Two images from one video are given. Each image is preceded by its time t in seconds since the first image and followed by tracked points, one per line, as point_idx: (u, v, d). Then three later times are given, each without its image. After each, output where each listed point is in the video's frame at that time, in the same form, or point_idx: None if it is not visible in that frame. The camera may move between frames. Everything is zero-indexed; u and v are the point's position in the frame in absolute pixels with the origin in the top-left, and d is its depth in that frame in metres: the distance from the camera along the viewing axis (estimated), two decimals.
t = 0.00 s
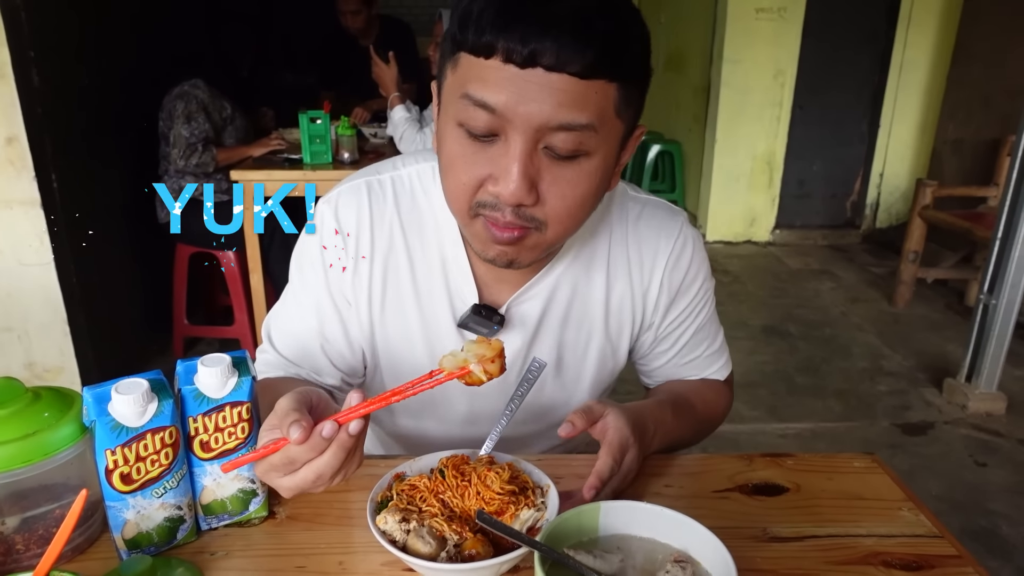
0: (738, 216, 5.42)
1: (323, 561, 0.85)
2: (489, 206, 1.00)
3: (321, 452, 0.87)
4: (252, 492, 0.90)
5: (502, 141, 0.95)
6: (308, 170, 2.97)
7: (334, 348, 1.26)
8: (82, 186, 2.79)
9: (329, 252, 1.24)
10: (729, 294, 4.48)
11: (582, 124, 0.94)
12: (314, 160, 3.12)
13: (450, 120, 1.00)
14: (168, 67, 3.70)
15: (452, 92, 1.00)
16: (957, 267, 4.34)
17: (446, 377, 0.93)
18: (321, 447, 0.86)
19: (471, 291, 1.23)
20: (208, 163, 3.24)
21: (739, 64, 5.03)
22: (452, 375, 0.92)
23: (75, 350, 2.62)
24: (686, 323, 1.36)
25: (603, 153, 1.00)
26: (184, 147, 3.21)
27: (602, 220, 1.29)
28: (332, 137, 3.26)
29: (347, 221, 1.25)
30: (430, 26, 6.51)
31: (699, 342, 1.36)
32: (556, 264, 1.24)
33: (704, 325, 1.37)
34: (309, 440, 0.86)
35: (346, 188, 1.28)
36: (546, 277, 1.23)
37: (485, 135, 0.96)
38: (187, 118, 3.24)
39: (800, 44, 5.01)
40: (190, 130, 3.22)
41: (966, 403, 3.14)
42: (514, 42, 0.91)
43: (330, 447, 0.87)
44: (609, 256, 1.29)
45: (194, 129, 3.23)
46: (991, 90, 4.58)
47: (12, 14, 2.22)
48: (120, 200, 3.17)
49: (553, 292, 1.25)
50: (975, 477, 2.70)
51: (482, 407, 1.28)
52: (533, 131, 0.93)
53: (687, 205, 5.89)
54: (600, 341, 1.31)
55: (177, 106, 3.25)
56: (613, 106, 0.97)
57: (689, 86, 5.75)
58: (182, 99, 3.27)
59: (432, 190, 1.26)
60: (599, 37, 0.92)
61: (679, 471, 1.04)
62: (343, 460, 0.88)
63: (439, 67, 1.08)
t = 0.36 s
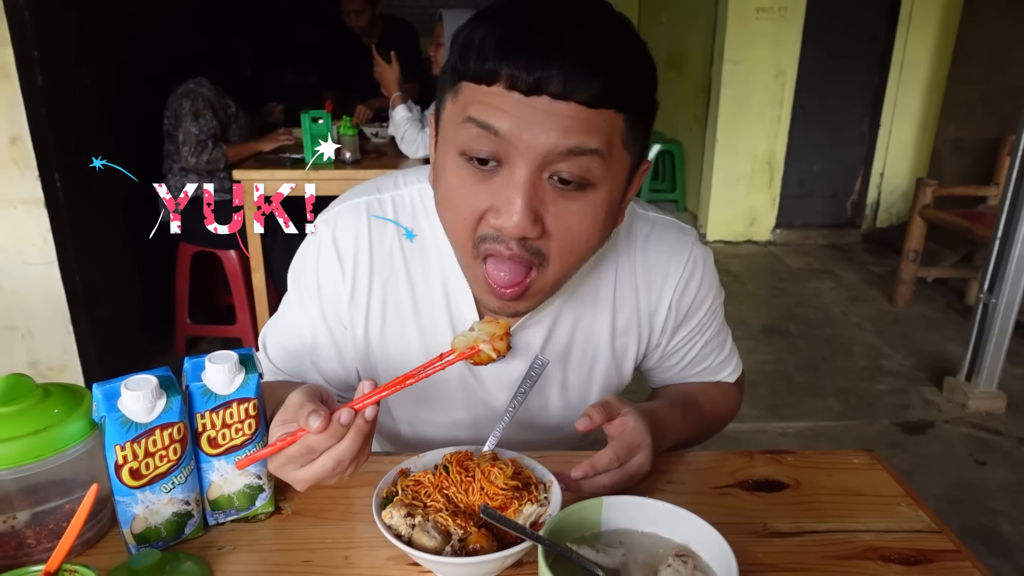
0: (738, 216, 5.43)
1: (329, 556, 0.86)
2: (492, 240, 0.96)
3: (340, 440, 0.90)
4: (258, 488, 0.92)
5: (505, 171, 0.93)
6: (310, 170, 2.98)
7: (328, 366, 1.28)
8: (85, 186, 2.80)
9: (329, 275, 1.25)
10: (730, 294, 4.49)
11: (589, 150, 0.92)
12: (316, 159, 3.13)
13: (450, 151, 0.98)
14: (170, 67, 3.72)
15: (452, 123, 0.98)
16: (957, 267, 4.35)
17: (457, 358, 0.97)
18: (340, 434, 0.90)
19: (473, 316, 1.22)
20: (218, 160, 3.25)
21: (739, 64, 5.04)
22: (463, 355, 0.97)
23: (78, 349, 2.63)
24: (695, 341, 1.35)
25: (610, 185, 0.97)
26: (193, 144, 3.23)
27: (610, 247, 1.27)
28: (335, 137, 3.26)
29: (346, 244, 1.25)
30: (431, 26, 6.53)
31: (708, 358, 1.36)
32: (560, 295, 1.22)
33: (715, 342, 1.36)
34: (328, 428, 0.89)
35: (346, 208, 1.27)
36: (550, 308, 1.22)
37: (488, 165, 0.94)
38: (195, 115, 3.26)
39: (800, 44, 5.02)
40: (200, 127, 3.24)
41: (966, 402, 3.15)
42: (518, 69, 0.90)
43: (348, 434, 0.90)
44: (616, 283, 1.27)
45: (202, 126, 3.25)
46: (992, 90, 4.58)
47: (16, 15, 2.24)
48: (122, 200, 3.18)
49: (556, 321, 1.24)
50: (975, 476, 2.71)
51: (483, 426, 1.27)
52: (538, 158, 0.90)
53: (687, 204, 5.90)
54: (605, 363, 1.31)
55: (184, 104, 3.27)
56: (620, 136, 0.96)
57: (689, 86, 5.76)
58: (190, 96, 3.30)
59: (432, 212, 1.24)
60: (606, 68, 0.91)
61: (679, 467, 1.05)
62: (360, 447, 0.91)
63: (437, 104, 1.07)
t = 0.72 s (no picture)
0: (739, 216, 5.44)
1: (336, 552, 0.87)
2: (490, 286, 0.98)
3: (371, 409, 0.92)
4: (266, 486, 0.93)
5: (505, 221, 0.93)
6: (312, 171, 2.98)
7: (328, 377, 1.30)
8: (88, 187, 2.81)
9: (332, 292, 1.25)
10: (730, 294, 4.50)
11: (592, 201, 0.92)
12: (318, 160, 3.14)
13: (448, 197, 0.98)
14: (172, 67, 3.72)
15: (450, 169, 0.98)
16: (957, 267, 4.36)
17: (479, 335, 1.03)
18: (370, 404, 0.92)
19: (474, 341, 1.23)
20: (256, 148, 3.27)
21: (739, 64, 5.05)
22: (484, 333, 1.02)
23: (81, 349, 2.64)
24: (704, 358, 1.36)
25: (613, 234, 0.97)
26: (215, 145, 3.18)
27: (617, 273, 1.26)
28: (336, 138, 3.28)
29: (348, 265, 1.24)
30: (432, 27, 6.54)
31: (716, 375, 1.37)
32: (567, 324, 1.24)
33: (724, 360, 1.36)
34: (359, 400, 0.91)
35: (349, 226, 1.25)
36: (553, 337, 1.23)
37: (487, 215, 0.94)
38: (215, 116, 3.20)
39: (800, 45, 5.03)
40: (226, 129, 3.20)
41: (966, 402, 3.16)
42: (517, 121, 0.89)
43: (378, 404, 0.92)
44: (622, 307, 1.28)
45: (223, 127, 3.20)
46: (992, 91, 4.60)
47: (20, 15, 2.24)
48: (125, 200, 3.19)
49: (561, 350, 1.25)
50: (975, 475, 2.72)
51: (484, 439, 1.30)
52: (537, 211, 0.90)
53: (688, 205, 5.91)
54: (613, 384, 1.32)
55: (200, 103, 3.20)
56: (624, 186, 0.95)
57: (690, 87, 5.76)
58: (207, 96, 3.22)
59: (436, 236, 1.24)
60: (610, 119, 0.91)
61: (682, 465, 1.07)
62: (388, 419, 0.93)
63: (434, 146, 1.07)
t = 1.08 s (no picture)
0: (739, 216, 5.44)
1: (337, 549, 0.88)
2: (477, 301, 0.98)
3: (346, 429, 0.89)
4: (268, 482, 0.93)
5: (488, 240, 0.93)
6: (313, 170, 2.99)
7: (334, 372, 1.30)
8: (89, 186, 2.81)
9: (337, 285, 1.25)
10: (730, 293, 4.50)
11: (575, 225, 0.91)
12: (318, 159, 3.14)
13: (440, 211, 0.99)
14: (173, 66, 3.72)
15: (441, 183, 0.98)
16: (957, 266, 4.36)
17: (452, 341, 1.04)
18: (344, 425, 0.89)
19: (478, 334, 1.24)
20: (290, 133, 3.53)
21: (739, 64, 5.05)
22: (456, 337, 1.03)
23: (82, 348, 2.65)
24: (704, 357, 1.36)
25: (599, 253, 0.96)
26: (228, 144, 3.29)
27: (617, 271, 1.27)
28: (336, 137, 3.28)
29: (353, 258, 1.24)
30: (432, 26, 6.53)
31: (716, 374, 1.37)
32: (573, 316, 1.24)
33: (724, 358, 1.37)
34: (331, 422, 0.88)
35: (355, 219, 1.25)
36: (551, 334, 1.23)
37: (473, 232, 0.95)
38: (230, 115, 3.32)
39: (800, 44, 5.03)
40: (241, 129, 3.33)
41: (966, 401, 3.17)
42: (496, 148, 0.88)
43: (353, 423, 0.89)
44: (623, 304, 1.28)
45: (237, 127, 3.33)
46: (992, 90, 4.60)
47: (20, 14, 2.24)
48: (126, 199, 3.20)
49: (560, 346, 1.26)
50: (974, 474, 2.73)
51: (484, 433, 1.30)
52: (520, 234, 0.90)
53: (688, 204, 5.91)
54: (613, 380, 1.32)
55: (216, 100, 3.30)
56: (611, 208, 0.94)
57: (690, 86, 5.76)
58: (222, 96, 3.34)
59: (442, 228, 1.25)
60: (593, 145, 0.89)
61: (683, 462, 1.07)
62: (366, 436, 0.91)
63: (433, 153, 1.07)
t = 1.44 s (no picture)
0: (738, 214, 5.45)
1: (335, 547, 0.88)
2: (487, 267, 0.99)
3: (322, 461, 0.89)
4: (265, 480, 0.93)
5: (499, 203, 0.94)
6: (312, 169, 2.99)
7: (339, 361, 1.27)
8: (88, 185, 2.81)
9: (341, 270, 1.24)
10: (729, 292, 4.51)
11: (584, 185, 0.92)
12: (317, 158, 3.15)
13: (450, 177, 0.99)
14: (172, 66, 3.72)
15: (452, 148, 0.99)
16: (956, 265, 4.37)
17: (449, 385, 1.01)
18: (324, 457, 0.88)
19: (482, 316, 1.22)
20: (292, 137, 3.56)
21: (738, 63, 5.06)
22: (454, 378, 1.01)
23: (81, 348, 2.65)
24: (697, 347, 1.36)
25: (604, 216, 0.98)
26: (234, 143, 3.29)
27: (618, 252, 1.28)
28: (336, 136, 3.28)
29: (357, 242, 1.24)
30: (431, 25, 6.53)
31: (711, 363, 1.38)
32: (574, 294, 1.24)
33: (716, 348, 1.38)
34: (314, 452, 0.87)
35: (358, 204, 1.26)
36: (554, 311, 1.23)
37: (484, 196, 0.96)
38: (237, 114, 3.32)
39: (799, 43, 5.04)
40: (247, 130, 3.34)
41: (964, 399, 3.17)
42: (512, 107, 0.89)
43: (332, 458, 0.89)
44: (623, 285, 1.29)
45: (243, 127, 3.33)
46: (991, 89, 4.61)
47: (19, 14, 2.24)
48: (125, 198, 3.20)
49: (562, 325, 1.25)
50: (972, 472, 2.73)
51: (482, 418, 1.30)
52: (531, 195, 0.91)
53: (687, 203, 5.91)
54: (611, 365, 1.32)
55: (223, 99, 3.29)
56: (618, 170, 0.95)
57: (689, 85, 5.76)
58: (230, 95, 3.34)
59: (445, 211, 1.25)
60: (602, 107, 0.90)
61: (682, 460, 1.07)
62: (338, 476, 0.91)
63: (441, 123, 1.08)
